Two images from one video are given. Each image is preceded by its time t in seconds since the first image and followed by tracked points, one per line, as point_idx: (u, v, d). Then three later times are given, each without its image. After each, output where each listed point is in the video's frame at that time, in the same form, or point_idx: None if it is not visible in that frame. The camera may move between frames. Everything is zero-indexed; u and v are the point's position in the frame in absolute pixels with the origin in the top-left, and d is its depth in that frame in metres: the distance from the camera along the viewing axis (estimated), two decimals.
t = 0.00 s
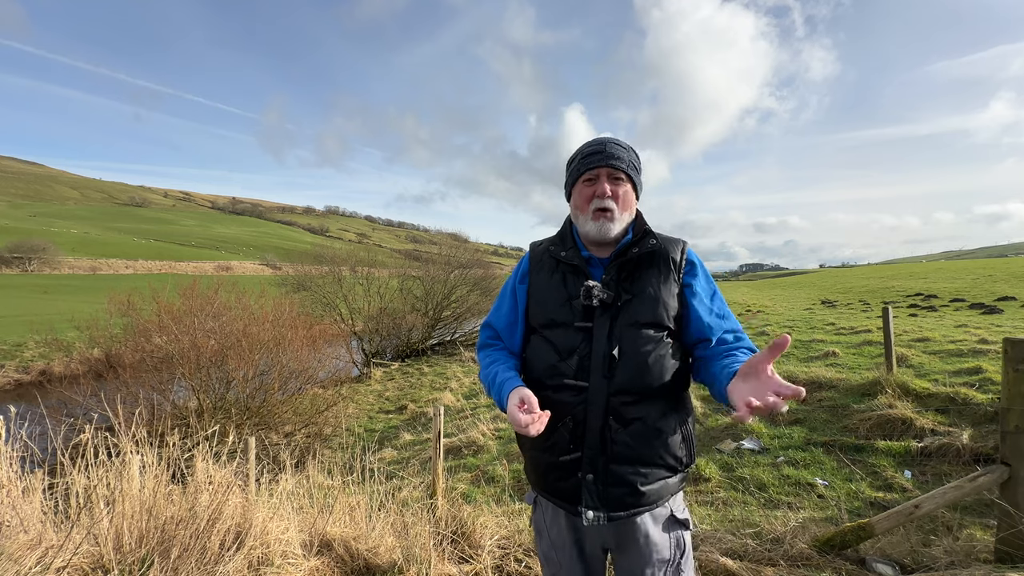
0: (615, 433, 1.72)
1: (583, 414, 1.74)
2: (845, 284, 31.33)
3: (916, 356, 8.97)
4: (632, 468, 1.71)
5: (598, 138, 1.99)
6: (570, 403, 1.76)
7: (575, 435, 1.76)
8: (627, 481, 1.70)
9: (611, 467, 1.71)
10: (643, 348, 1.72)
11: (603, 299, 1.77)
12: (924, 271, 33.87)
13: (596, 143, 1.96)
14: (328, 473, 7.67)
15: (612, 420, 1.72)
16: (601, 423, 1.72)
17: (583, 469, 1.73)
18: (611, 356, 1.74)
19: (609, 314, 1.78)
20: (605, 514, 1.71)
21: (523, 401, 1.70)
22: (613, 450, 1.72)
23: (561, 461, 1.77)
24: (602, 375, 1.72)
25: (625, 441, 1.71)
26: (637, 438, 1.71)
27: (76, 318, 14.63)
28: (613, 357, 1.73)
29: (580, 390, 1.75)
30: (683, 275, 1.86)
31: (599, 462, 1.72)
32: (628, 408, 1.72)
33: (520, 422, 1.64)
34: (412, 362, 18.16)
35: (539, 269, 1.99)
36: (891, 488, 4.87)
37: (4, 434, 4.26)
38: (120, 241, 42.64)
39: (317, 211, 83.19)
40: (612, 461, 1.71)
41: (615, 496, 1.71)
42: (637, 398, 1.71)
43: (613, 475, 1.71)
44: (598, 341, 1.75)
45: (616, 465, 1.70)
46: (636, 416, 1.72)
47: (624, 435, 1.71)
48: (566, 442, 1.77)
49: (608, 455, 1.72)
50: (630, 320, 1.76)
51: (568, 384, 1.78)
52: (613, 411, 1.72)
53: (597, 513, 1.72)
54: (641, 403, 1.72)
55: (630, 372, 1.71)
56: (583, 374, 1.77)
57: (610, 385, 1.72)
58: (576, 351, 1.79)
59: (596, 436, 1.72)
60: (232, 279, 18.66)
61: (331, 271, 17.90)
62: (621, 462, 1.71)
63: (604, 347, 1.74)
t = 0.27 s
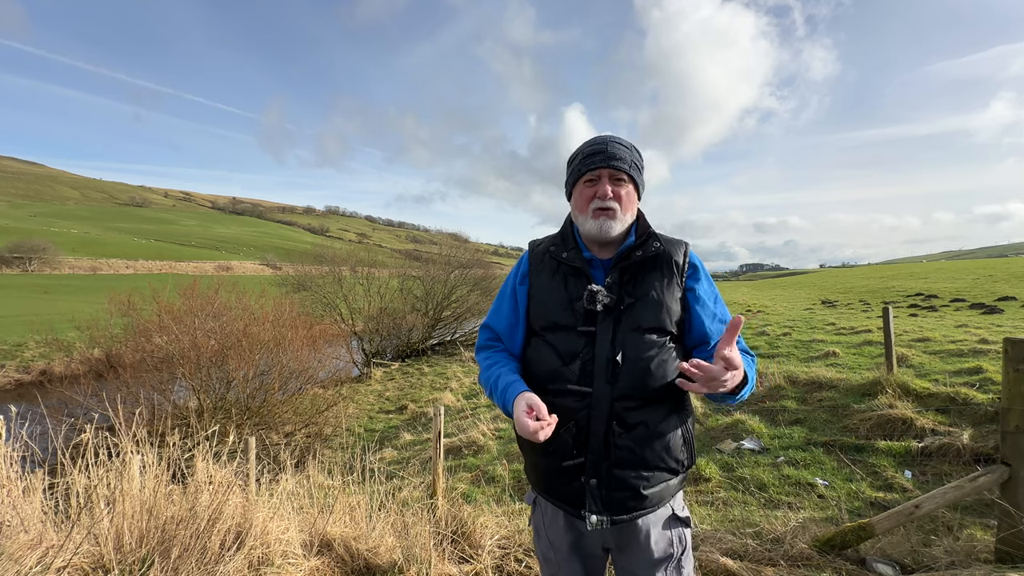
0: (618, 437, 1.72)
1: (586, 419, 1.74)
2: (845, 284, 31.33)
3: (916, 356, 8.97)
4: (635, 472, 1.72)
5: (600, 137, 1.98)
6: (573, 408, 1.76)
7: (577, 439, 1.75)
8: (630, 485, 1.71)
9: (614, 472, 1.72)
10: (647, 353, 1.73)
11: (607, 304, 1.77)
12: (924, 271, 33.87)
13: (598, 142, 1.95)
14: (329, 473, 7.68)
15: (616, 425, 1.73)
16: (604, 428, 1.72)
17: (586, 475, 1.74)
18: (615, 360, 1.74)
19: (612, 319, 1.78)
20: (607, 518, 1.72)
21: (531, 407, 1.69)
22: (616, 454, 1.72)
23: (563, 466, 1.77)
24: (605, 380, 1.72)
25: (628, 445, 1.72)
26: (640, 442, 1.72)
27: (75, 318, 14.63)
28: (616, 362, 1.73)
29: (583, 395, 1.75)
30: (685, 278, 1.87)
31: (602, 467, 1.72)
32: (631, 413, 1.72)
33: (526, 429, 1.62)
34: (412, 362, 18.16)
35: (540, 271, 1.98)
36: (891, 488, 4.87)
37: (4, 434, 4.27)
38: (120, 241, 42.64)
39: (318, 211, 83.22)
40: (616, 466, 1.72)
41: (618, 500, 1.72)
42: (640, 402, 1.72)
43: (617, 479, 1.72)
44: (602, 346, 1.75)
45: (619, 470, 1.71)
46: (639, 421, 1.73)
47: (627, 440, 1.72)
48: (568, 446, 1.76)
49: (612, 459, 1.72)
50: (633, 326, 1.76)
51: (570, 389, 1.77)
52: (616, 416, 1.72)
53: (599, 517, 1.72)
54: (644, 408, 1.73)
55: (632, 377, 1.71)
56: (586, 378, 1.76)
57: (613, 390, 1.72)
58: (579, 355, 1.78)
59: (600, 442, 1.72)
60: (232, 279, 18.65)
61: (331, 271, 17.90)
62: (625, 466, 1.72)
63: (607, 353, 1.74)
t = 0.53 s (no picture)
0: (621, 439, 1.72)
1: (588, 420, 1.74)
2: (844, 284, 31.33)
3: (916, 356, 8.97)
4: (639, 474, 1.71)
5: (593, 136, 1.99)
6: (574, 409, 1.76)
7: (580, 441, 1.75)
8: (633, 487, 1.71)
9: (617, 474, 1.71)
10: (649, 352, 1.72)
11: (608, 303, 1.77)
12: (924, 271, 33.88)
13: (591, 141, 1.96)
14: (329, 473, 7.68)
15: (618, 426, 1.72)
16: (607, 430, 1.72)
17: (589, 477, 1.73)
18: (617, 361, 1.73)
19: (614, 318, 1.77)
20: (611, 521, 1.72)
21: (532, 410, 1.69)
22: (619, 456, 1.72)
23: (566, 468, 1.77)
24: (607, 380, 1.71)
25: (631, 446, 1.71)
26: (643, 444, 1.71)
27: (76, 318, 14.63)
28: (618, 362, 1.73)
29: (585, 396, 1.75)
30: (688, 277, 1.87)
31: (605, 469, 1.72)
32: (634, 414, 1.72)
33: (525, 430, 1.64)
34: (412, 362, 18.16)
35: (541, 271, 1.98)
36: (891, 488, 4.87)
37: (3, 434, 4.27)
38: (120, 241, 42.64)
39: (318, 211, 83.23)
40: (619, 468, 1.71)
41: (622, 502, 1.71)
42: (642, 403, 1.72)
43: (620, 482, 1.71)
44: (604, 345, 1.75)
45: (622, 472, 1.70)
46: (642, 422, 1.72)
47: (630, 441, 1.71)
48: (571, 448, 1.76)
49: (615, 461, 1.71)
50: (635, 325, 1.76)
51: (572, 390, 1.77)
52: (619, 417, 1.72)
53: (603, 520, 1.72)
54: (647, 409, 1.72)
55: (634, 377, 1.71)
56: (588, 379, 1.76)
57: (616, 390, 1.72)
58: (580, 356, 1.78)
59: (602, 443, 1.72)
60: (232, 279, 18.65)
61: (331, 271, 17.89)
62: (628, 468, 1.71)
63: (608, 353, 1.74)
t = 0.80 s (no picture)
0: (627, 443, 1.71)
1: (593, 423, 1.73)
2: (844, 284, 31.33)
3: (916, 356, 8.97)
4: (646, 478, 1.70)
5: (590, 134, 1.99)
6: (579, 412, 1.76)
7: (584, 445, 1.75)
8: (641, 493, 1.70)
9: (623, 479, 1.71)
10: (656, 352, 1.71)
11: (611, 302, 1.77)
12: (923, 271, 33.89)
13: (588, 140, 1.96)
14: (329, 473, 7.69)
15: (624, 429, 1.72)
16: (612, 433, 1.71)
17: (595, 482, 1.73)
18: (621, 361, 1.73)
19: (618, 317, 1.78)
20: (618, 528, 1.71)
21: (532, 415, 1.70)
22: (625, 460, 1.71)
23: (571, 473, 1.77)
24: (611, 381, 1.71)
25: (638, 450, 1.70)
26: (650, 447, 1.70)
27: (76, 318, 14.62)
28: (623, 363, 1.73)
29: (589, 398, 1.75)
30: (694, 274, 1.85)
31: (611, 474, 1.71)
32: (640, 416, 1.71)
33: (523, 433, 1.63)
34: (412, 362, 18.16)
35: (543, 272, 1.99)
36: (891, 488, 4.87)
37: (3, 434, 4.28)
38: (120, 241, 42.65)
39: (318, 211, 83.23)
40: (625, 472, 1.71)
41: (629, 508, 1.70)
42: (648, 404, 1.71)
43: (627, 487, 1.71)
44: (608, 345, 1.75)
45: (629, 476, 1.69)
46: (649, 425, 1.71)
47: (637, 445, 1.71)
48: (576, 452, 1.76)
49: (621, 466, 1.71)
50: (639, 324, 1.75)
51: (576, 392, 1.77)
52: (624, 419, 1.71)
53: (610, 527, 1.71)
54: (654, 411, 1.71)
55: (639, 378, 1.70)
56: (591, 380, 1.76)
57: (620, 391, 1.71)
58: (583, 357, 1.79)
59: (608, 448, 1.72)
60: (232, 279, 18.65)
61: (331, 271, 17.89)
62: (635, 473, 1.70)
63: (612, 353, 1.73)
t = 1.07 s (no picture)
0: (635, 448, 1.71)
1: (598, 427, 1.73)
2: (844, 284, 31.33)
3: (916, 356, 8.97)
4: (655, 485, 1.69)
5: (589, 133, 1.99)
6: (584, 416, 1.76)
7: (590, 451, 1.75)
8: (650, 500, 1.69)
9: (632, 485, 1.70)
10: (663, 352, 1.71)
11: (616, 302, 1.77)
12: (923, 271, 33.89)
13: (587, 139, 1.96)
14: (329, 473, 7.68)
15: (632, 434, 1.71)
16: (620, 437, 1.71)
17: (602, 489, 1.73)
18: (627, 362, 1.73)
19: (623, 317, 1.78)
20: (627, 537, 1.71)
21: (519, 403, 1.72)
22: (633, 466, 1.71)
23: (578, 480, 1.77)
24: (616, 383, 1.71)
25: (646, 455, 1.69)
26: (659, 452, 1.69)
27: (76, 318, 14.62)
28: (628, 364, 1.72)
29: (594, 401, 1.75)
30: (702, 272, 1.85)
31: (619, 480, 1.71)
32: (648, 419, 1.70)
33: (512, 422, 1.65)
34: (412, 362, 18.16)
35: (546, 274, 1.99)
36: (891, 488, 4.87)
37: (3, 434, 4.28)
38: (120, 241, 42.64)
39: (318, 211, 83.22)
40: (633, 479, 1.70)
41: (638, 516, 1.70)
42: (656, 407, 1.70)
43: (636, 494, 1.70)
44: (613, 346, 1.75)
45: (637, 483, 1.69)
46: (657, 428, 1.70)
47: (645, 450, 1.70)
48: (582, 458, 1.76)
49: (629, 472, 1.71)
50: (645, 324, 1.75)
51: (581, 395, 1.77)
52: (632, 423, 1.71)
53: (618, 536, 1.71)
54: (661, 415, 1.70)
55: (645, 379, 1.69)
56: (597, 382, 1.76)
57: (626, 394, 1.71)
58: (588, 359, 1.79)
59: (616, 454, 1.71)
60: (233, 279, 18.65)
61: (331, 271, 17.89)
62: (643, 479, 1.70)
63: (618, 354, 1.73)
